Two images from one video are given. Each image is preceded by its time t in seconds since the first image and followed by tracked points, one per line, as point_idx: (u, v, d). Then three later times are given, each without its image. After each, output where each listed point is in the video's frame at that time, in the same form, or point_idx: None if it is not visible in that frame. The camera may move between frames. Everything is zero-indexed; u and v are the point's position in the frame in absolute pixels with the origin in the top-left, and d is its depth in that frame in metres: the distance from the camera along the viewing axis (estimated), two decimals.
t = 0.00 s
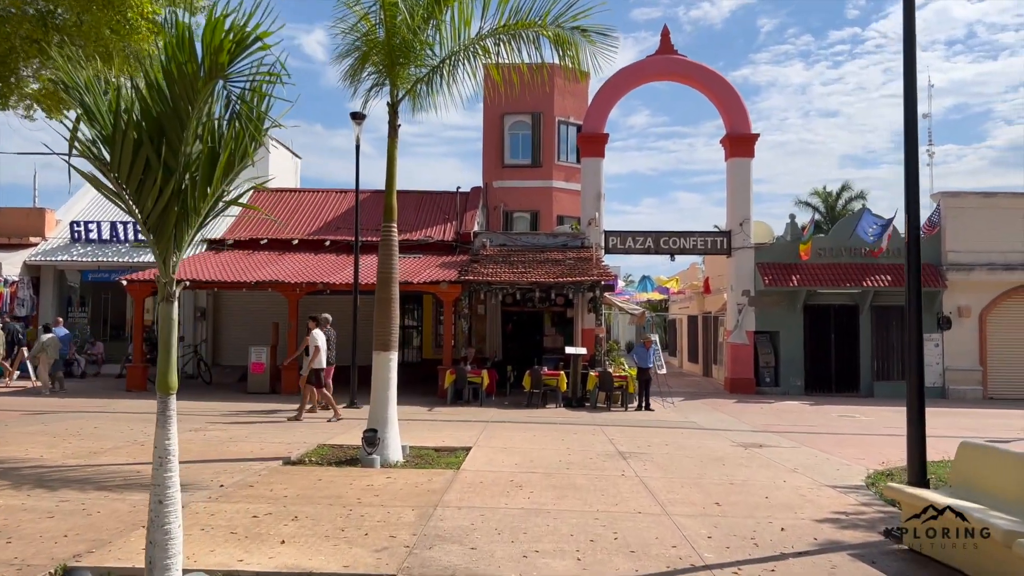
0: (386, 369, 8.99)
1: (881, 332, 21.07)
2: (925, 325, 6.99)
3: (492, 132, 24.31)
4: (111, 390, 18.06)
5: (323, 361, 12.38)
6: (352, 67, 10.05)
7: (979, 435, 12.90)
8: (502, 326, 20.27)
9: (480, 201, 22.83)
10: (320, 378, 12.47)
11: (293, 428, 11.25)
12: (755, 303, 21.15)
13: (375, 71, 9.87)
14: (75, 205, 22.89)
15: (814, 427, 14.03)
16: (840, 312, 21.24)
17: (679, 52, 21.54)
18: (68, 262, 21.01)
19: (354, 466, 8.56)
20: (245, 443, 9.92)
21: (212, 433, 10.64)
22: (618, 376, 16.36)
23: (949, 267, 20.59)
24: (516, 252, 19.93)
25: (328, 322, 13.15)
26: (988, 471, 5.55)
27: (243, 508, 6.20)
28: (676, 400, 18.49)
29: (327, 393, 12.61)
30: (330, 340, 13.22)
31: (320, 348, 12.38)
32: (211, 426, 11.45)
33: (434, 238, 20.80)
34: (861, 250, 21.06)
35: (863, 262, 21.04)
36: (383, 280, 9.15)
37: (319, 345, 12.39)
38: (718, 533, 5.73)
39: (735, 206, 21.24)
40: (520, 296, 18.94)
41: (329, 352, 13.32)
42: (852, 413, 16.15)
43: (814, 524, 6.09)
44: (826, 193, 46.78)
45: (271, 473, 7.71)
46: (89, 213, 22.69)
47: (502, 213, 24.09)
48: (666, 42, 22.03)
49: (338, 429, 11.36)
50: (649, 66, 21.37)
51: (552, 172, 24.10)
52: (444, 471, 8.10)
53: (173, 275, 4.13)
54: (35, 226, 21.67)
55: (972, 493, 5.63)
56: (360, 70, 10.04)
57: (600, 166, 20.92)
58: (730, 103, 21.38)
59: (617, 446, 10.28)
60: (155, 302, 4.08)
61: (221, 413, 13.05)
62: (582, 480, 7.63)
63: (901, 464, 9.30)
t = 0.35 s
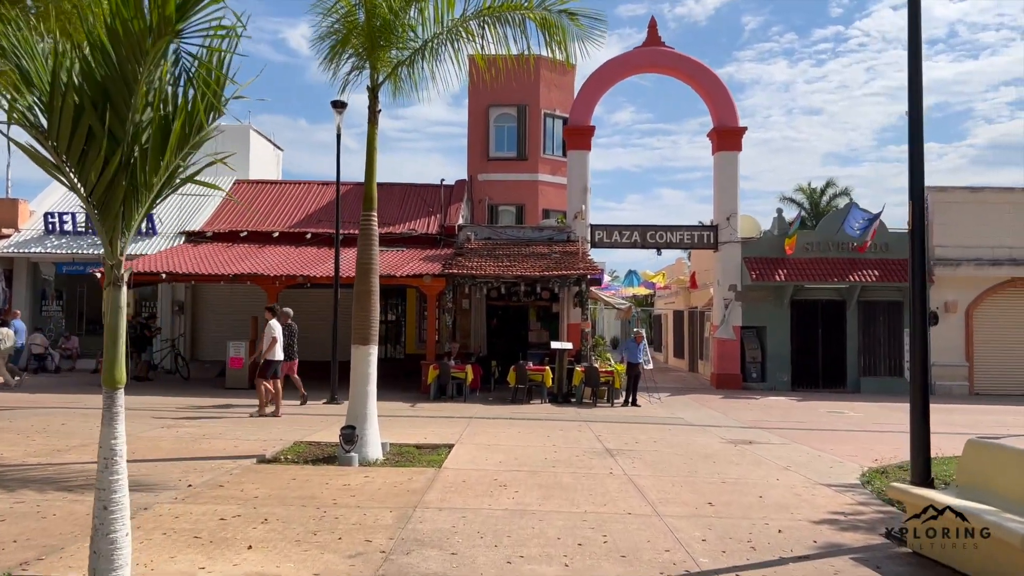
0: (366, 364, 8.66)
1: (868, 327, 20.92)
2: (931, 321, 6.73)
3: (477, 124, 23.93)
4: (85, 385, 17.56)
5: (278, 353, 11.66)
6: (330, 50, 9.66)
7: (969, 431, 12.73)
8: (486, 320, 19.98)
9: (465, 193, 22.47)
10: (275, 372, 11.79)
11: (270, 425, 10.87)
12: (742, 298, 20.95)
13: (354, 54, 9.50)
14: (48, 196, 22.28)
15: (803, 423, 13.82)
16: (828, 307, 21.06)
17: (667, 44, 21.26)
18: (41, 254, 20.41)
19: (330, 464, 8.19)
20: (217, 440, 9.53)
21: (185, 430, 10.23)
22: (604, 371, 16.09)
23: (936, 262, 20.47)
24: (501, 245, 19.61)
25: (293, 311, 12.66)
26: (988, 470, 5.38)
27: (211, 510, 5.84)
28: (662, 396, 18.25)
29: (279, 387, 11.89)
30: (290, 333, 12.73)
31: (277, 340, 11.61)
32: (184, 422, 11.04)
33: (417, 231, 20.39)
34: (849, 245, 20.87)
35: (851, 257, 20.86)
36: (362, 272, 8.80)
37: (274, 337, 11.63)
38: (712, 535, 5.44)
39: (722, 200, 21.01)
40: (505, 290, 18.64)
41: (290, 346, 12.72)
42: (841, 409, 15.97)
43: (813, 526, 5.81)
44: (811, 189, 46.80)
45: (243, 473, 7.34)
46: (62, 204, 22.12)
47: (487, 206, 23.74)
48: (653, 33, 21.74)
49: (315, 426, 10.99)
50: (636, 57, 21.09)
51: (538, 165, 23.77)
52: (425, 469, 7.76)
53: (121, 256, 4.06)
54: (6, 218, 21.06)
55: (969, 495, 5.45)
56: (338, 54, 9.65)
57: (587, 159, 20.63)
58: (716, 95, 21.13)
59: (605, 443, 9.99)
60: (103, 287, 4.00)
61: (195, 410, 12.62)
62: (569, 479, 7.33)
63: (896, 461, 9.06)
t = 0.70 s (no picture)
0: (341, 361, 8.33)
1: (855, 323, 20.76)
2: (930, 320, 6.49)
3: (461, 116, 23.55)
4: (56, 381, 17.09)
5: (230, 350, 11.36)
6: (306, 34, 9.28)
7: (959, 430, 12.54)
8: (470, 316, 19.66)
9: (449, 186, 22.10)
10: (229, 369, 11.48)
11: (244, 424, 10.51)
12: (728, 293, 20.74)
13: (331, 39, 9.13)
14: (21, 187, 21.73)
15: (791, 421, 13.60)
16: (815, 303, 20.88)
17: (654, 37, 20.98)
18: (12, 247, 19.93)
19: (304, 466, 7.84)
20: (186, 440, 9.14)
21: (155, 430, 9.85)
22: (590, 368, 15.80)
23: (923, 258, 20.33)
24: (485, 240, 19.28)
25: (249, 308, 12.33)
26: (992, 474, 5.12)
27: (171, 518, 5.48)
28: (648, 393, 17.99)
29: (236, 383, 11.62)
30: (249, 329, 12.42)
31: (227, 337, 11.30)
32: (155, 421, 10.65)
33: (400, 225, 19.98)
34: (836, 240, 20.70)
35: (838, 253, 20.68)
36: (338, 266, 8.44)
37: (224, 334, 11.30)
38: (703, 545, 5.15)
39: (709, 194, 20.76)
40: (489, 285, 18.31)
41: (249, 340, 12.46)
42: (828, 406, 15.78)
43: (808, 533, 5.53)
44: (796, 185, 46.70)
45: (210, 477, 6.99)
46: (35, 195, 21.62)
47: (472, 199, 23.39)
48: (640, 25, 21.45)
49: (291, 425, 10.62)
50: (624, 49, 20.79)
51: (523, 159, 23.44)
52: (403, 472, 7.44)
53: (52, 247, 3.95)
54: None
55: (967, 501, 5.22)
56: (314, 39, 9.27)
57: (573, 152, 20.31)
58: (704, 88, 20.86)
59: (590, 443, 9.70)
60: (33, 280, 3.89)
61: (169, 408, 12.23)
62: (553, 482, 7.03)
63: (888, 462, 8.83)
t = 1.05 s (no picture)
0: (315, 357, 8.03)
1: (843, 319, 20.60)
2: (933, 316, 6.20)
3: (447, 107, 23.17)
4: (27, 376, 16.62)
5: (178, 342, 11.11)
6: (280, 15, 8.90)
7: (950, 427, 12.33)
8: (454, 311, 19.33)
9: (433, 179, 21.73)
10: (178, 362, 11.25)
11: (217, 422, 10.15)
12: (715, 288, 20.52)
13: (306, 20, 8.76)
14: None
15: (779, 418, 13.36)
16: (802, 298, 20.69)
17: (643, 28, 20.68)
18: None
19: (275, 465, 7.51)
20: (154, 438, 8.77)
21: (122, 427, 9.46)
22: (575, 363, 15.52)
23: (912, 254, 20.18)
24: (470, 233, 18.96)
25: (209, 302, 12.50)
26: (995, 478, 4.86)
27: (126, 523, 5.14)
28: (635, 388, 17.74)
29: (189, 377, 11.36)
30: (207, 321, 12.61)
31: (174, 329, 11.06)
32: (123, 418, 10.26)
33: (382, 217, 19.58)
34: (825, 236, 20.52)
35: (826, 248, 20.49)
36: (312, 257, 8.14)
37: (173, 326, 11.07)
38: (692, 552, 4.86)
39: (697, 188, 20.50)
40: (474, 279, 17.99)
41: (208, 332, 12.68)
42: (816, 403, 15.57)
43: (802, 539, 5.25)
44: (783, 180, 46.58)
45: (174, 478, 6.63)
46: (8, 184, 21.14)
47: (457, 192, 23.04)
48: (629, 17, 21.15)
49: (265, 422, 10.26)
50: (612, 40, 20.48)
51: (509, 151, 23.10)
52: (378, 473, 7.11)
53: None
54: None
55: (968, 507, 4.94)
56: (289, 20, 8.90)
57: (559, 144, 20.01)
58: (692, 81, 20.59)
59: (574, 441, 9.40)
60: None
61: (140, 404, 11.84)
62: (534, 483, 6.73)
63: (880, 462, 8.58)
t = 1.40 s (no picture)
0: (294, 352, 7.73)
1: (833, 317, 20.43)
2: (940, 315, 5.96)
3: (434, 100, 22.82)
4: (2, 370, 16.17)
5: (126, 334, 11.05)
6: None
7: (944, 427, 12.13)
8: (441, 307, 19.02)
9: (420, 172, 21.39)
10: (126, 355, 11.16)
11: (192, 420, 9.80)
12: (705, 285, 20.30)
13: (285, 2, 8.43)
14: None
15: (770, 416, 13.14)
16: (793, 295, 20.50)
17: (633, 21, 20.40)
18: None
19: (250, 465, 7.21)
20: (125, 436, 8.42)
21: (93, 424, 9.11)
22: (563, 360, 15.26)
23: (902, 252, 20.02)
24: (457, 227, 18.64)
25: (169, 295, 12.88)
26: (1010, 485, 4.59)
27: (84, 529, 4.80)
28: (623, 386, 17.49)
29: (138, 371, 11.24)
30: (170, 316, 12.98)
31: (125, 321, 10.99)
32: (95, 414, 9.90)
33: (368, 210, 19.22)
34: (815, 232, 20.33)
35: (817, 245, 20.31)
36: (291, 248, 7.83)
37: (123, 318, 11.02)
38: (687, 562, 4.58)
39: (687, 183, 20.26)
40: (461, 273, 17.69)
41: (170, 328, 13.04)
42: (806, 401, 15.39)
43: (803, 547, 4.97)
44: (772, 178, 46.48)
45: (142, 479, 6.30)
46: None
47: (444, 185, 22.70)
48: (619, 9, 20.87)
49: (243, 421, 9.92)
50: (602, 32, 20.19)
51: (497, 145, 22.79)
52: (359, 475, 6.79)
53: None
54: None
55: (982, 516, 4.67)
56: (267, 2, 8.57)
57: (548, 138, 19.71)
58: (683, 74, 20.34)
59: (561, 439, 9.13)
60: None
61: (114, 400, 11.46)
62: (520, 486, 6.44)
63: (877, 463, 8.35)
